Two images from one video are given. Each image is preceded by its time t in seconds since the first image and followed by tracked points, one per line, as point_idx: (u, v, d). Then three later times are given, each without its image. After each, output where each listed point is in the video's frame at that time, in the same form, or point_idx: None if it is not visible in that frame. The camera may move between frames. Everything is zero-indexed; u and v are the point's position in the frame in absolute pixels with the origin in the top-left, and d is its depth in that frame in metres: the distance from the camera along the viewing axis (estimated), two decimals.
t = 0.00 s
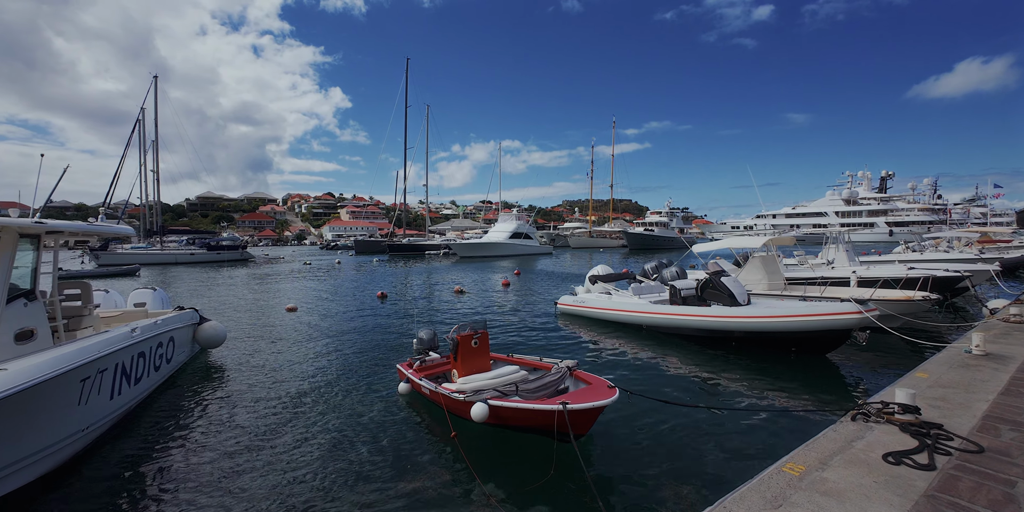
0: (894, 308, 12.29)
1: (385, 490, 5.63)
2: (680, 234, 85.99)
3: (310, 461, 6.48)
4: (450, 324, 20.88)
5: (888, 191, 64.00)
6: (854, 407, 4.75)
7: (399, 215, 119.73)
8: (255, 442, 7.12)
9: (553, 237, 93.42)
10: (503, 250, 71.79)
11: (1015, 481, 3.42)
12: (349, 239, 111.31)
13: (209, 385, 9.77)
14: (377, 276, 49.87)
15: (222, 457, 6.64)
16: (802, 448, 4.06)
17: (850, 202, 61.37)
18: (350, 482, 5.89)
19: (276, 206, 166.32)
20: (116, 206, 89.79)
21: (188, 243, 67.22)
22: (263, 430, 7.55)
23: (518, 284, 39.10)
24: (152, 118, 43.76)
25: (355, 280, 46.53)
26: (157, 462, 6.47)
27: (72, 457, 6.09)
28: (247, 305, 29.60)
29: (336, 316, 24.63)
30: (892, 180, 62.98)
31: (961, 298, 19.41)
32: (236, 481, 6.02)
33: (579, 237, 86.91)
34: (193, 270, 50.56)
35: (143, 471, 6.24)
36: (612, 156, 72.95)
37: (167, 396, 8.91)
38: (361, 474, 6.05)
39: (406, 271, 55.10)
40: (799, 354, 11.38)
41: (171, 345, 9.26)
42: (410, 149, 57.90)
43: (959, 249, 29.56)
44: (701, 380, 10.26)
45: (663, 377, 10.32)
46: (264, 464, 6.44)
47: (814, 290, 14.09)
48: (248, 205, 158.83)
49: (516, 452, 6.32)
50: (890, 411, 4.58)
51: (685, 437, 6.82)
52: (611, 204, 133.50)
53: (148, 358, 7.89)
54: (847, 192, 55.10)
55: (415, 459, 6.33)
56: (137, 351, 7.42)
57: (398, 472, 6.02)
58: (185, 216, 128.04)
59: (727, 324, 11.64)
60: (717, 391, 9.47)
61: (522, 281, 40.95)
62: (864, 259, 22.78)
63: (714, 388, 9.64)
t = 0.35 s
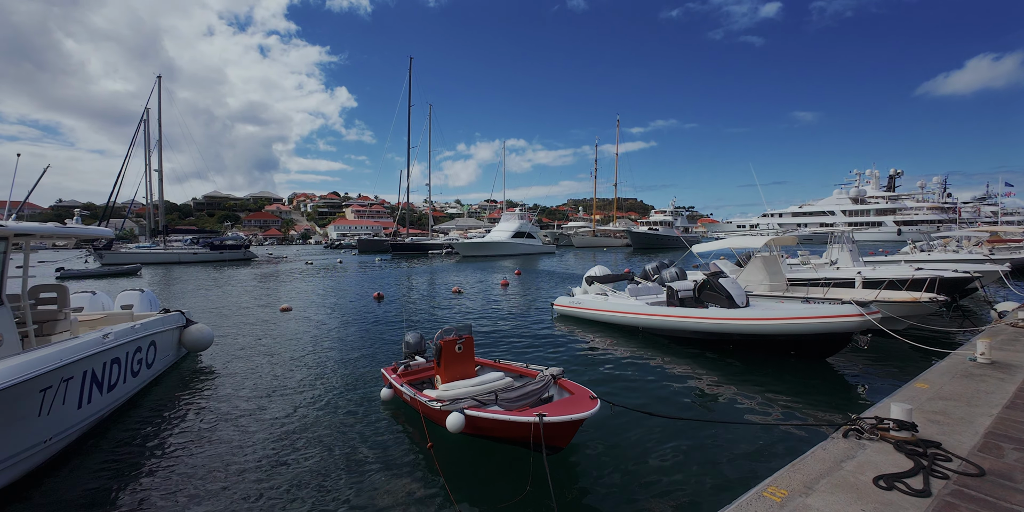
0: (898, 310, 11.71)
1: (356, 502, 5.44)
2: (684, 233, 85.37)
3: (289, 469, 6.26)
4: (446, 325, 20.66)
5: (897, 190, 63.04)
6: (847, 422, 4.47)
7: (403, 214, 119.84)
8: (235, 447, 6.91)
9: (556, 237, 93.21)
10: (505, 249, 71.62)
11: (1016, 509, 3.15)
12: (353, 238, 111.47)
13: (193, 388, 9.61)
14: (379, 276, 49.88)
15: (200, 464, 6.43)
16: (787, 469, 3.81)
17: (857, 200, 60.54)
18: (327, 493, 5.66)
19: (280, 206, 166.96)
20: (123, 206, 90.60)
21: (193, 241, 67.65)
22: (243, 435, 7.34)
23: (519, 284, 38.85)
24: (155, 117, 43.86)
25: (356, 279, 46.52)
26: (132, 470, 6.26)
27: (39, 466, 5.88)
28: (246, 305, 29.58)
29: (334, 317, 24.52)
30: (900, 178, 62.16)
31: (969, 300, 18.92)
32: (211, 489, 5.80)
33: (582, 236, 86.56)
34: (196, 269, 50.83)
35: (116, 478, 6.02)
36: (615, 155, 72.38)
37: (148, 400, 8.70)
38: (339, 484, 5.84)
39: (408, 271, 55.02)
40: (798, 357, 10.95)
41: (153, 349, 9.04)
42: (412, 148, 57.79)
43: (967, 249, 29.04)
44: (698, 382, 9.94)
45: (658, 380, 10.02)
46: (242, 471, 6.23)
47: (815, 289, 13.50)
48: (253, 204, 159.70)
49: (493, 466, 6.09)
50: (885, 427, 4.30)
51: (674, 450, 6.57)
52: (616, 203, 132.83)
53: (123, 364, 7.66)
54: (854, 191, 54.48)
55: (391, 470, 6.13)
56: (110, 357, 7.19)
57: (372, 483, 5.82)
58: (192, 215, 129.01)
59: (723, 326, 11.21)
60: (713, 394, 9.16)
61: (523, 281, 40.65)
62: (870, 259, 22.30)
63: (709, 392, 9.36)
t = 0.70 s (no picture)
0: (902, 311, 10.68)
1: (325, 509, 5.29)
2: (689, 232, 84.73)
3: (263, 476, 6.08)
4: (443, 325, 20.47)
5: (905, 188, 62.12)
6: (833, 431, 4.22)
7: (406, 213, 119.97)
8: (213, 452, 6.76)
9: (559, 236, 92.90)
10: (508, 248, 71.44)
11: None
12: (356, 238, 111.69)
13: (180, 387, 9.51)
14: (380, 275, 49.79)
15: (174, 470, 6.27)
16: (763, 483, 3.58)
17: (865, 199, 59.66)
18: (299, 503, 5.48)
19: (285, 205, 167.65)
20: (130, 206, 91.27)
21: (197, 240, 67.98)
22: (223, 439, 7.17)
23: (519, 283, 38.63)
24: (157, 116, 44.00)
25: (358, 279, 46.47)
26: (103, 475, 6.11)
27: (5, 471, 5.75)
28: (246, 304, 29.57)
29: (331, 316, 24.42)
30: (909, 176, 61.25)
31: (977, 299, 18.46)
32: (182, 497, 5.64)
33: (585, 235, 86.16)
34: (200, 268, 50.94)
35: (86, 485, 5.88)
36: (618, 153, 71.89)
37: (131, 399, 8.57)
38: (314, 494, 5.63)
39: (410, 270, 54.98)
40: (796, 358, 10.62)
41: (135, 348, 8.90)
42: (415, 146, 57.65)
43: (976, 248, 28.47)
44: (692, 383, 9.67)
45: (651, 381, 9.76)
46: (216, 477, 6.07)
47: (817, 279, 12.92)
48: (259, 203, 160.66)
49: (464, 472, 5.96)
50: (872, 436, 4.05)
51: (658, 458, 6.35)
52: (620, 202, 132.13)
53: (99, 364, 7.50)
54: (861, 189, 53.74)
55: (365, 476, 5.97)
56: (84, 357, 7.03)
57: (344, 490, 5.67)
58: (198, 215, 129.81)
59: (719, 326, 10.88)
60: (706, 396, 8.91)
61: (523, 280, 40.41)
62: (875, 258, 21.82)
63: (701, 395, 9.10)
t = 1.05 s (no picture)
0: (905, 313, 10.17)
1: None
2: (695, 231, 84.11)
3: (237, 479, 5.90)
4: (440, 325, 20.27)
5: (915, 186, 61.21)
6: (817, 445, 4.00)
7: (412, 212, 120.25)
8: (192, 451, 6.67)
9: (564, 235, 92.65)
10: (512, 247, 71.32)
11: None
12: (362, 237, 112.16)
13: (166, 387, 9.42)
14: (384, 274, 49.86)
15: (147, 473, 6.11)
16: (738, 503, 3.37)
17: (874, 197, 58.82)
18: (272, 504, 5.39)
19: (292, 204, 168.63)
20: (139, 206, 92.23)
21: (204, 239, 68.58)
22: (202, 440, 7.01)
23: (521, 283, 38.41)
24: (162, 116, 44.28)
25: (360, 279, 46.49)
26: (74, 479, 5.98)
27: None
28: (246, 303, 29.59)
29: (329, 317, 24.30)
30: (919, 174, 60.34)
31: (986, 301, 17.97)
32: (155, 499, 5.53)
33: (590, 234, 85.83)
34: (204, 267, 51.28)
35: (56, 489, 5.76)
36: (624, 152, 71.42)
37: (113, 400, 8.47)
38: (288, 498, 5.48)
39: (413, 269, 55.02)
40: (793, 360, 10.30)
41: (117, 349, 8.80)
42: (418, 146, 57.65)
43: (988, 248, 27.86)
44: (684, 387, 9.39)
45: (642, 384, 9.49)
46: (188, 480, 5.89)
47: (820, 277, 12.49)
48: (265, 203, 161.73)
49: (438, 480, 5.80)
50: (858, 452, 3.84)
51: (643, 470, 6.09)
52: (626, 201, 131.49)
53: (74, 367, 7.40)
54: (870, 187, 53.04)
55: (339, 482, 5.80)
56: (56, 360, 6.93)
57: (315, 497, 5.51)
58: (205, 214, 130.85)
59: (713, 327, 10.58)
60: (698, 400, 8.63)
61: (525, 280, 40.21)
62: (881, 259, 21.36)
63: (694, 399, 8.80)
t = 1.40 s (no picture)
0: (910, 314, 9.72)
1: None
2: (701, 230, 83.35)
3: (205, 486, 5.70)
4: (438, 325, 20.06)
5: (928, 185, 60.12)
6: (806, 459, 3.70)
7: (417, 211, 120.45)
8: (168, 453, 6.60)
9: (569, 234, 92.25)
10: (516, 246, 71.12)
11: None
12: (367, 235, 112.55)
13: (152, 387, 9.38)
14: (387, 274, 49.87)
15: (116, 480, 5.94)
16: None
17: (885, 195, 57.82)
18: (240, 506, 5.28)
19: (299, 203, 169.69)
20: (148, 205, 93.19)
21: (210, 238, 69.03)
22: (177, 445, 6.84)
23: (523, 282, 38.17)
24: (168, 116, 44.53)
25: (364, 277, 46.45)
26: (43, 484, 5.87)
27: None
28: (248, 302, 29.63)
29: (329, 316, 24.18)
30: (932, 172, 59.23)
31: (998, 303, 17.41)
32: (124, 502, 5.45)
33: (595, 233, 85.38)
34: (210, 265, 51.61)
35: (25, 493, 5.67)
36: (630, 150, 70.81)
37: (95, 401, 8.35)
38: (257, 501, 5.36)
39: (417, 268, 54.98)
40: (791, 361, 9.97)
41: (99, 349, 8.71)
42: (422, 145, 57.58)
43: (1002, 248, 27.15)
44: (679, 389, 9.07)
45: (635, 387, 9.19)
46: (156, 488, 5.70)
47: (824, 276, 12.05)
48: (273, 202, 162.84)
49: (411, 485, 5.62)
50: (850, 467, 3.53)
51: (628, 479, 5.79)
52: (632, 200, 130.70)
53: (49, 366, 7.30)
54: (881, 185, 52.12)
55: (309, 489, 5.59)
56: (27, 360, 6.82)
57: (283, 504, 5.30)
58: (214, 213, 132.02)
59: (709, 327, 10.26)
60: (692, 404, 8.31)
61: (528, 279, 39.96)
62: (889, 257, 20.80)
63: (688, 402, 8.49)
